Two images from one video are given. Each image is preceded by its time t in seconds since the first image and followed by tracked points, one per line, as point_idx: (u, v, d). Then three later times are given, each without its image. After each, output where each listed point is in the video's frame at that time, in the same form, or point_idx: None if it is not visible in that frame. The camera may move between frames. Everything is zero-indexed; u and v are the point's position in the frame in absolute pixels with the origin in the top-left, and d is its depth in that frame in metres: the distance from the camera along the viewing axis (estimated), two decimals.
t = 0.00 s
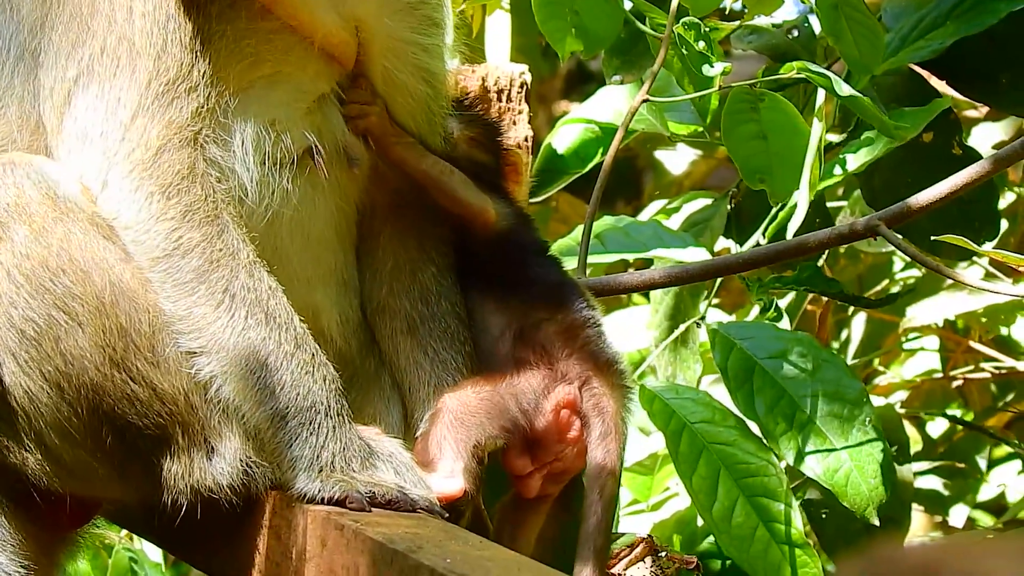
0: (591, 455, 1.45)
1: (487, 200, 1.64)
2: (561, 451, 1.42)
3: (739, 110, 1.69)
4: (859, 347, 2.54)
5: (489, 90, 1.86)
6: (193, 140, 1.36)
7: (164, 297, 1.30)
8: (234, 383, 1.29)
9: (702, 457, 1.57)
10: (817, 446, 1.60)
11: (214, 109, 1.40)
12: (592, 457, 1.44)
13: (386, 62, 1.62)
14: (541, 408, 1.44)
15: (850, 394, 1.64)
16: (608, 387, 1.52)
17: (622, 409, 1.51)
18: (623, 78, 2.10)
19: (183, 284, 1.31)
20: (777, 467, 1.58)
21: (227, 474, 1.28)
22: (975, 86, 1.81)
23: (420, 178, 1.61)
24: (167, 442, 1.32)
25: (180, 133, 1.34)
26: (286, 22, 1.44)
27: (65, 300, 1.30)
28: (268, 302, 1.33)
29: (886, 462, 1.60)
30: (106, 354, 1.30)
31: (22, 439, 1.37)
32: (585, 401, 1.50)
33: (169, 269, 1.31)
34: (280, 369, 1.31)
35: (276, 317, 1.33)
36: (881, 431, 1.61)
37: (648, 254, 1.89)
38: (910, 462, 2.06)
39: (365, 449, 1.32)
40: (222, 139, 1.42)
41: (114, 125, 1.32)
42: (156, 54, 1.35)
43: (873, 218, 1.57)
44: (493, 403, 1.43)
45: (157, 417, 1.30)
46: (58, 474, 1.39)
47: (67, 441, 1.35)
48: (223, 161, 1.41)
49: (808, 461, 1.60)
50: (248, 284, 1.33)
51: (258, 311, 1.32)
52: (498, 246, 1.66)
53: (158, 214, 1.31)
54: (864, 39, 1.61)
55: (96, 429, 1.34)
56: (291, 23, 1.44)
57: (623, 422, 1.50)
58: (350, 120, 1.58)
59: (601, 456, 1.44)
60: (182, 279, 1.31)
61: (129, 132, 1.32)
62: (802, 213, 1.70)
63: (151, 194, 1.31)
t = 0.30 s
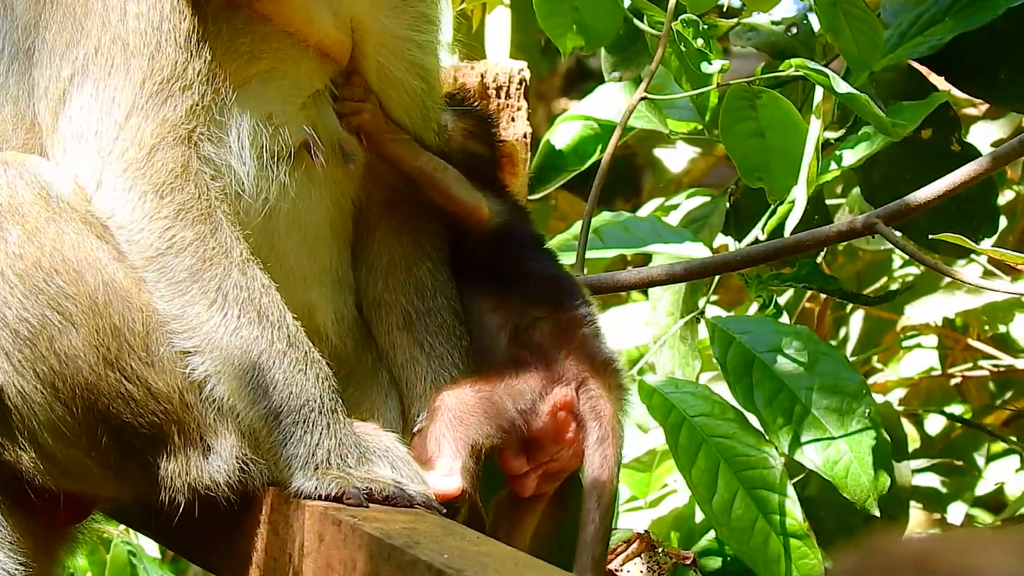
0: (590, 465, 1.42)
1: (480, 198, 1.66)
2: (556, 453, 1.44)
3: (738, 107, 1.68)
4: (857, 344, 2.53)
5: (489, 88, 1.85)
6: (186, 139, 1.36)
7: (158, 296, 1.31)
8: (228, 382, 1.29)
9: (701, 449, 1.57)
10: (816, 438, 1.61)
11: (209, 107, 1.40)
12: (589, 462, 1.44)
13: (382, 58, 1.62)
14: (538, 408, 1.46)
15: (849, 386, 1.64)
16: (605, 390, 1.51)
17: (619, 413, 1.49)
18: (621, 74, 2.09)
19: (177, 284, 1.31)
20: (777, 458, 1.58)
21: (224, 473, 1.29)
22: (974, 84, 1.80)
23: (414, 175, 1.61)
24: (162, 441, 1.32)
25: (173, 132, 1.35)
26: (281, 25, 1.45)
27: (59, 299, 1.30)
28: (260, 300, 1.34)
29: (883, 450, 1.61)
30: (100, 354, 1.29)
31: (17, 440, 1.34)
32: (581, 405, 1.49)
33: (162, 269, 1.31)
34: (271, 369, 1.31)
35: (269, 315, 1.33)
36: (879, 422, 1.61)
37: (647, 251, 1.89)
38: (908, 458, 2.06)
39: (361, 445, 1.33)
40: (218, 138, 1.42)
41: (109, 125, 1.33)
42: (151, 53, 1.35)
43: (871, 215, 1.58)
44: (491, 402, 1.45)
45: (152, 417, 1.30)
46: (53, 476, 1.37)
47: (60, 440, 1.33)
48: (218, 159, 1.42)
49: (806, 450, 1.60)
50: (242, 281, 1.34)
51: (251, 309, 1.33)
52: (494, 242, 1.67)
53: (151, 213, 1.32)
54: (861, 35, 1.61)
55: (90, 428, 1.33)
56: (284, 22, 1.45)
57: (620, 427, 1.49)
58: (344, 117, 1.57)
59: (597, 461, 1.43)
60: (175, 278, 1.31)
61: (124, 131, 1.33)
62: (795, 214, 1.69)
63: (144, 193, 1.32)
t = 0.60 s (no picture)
0: (591, 483, 1.40)
1: (478, 199, 1.67)
2: (552, 461, 1.49)
3: (737, 107, 1.68)
4: (858, 342, 2.53)
5: (488, 89, 1.86)
6: (188, 142, 1.37)
7: (156, 298, 1.31)
8: (227, 383, 1.30)
9: (698, 447, 1.58)
10: (813, 438, 1.60)
11: (215, 109, 1.41)
12: (590, 484, 1.41)
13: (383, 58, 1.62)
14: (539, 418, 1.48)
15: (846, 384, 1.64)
16: (604, 402, 1.51)
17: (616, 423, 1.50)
18: (621, 73, 2.10)
19: (175, 287, 1.32)
20: (773, 458, 1.58)
21: (225, 475, 1.28)
22: (973, 81, 1.81)
23: (411, 176, 1.61)
24: (163, 443, 1.31)
25: (174, 134, 1.36)
26: (290, 34, 1.46)
27: (55, 303, 1.30)
28: (259, 301, 1.34)
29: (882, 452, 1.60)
30: (98, 357, 1.29)
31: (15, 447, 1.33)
32: (581, 416, 1.50)
33: (160, 271, 1.32)
34: (269, 370, 1.32)
35: (266, 317, 1.34)
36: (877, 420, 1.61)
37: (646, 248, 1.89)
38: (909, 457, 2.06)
39: (359, 445, 1.34)
40: (223, 140, 1.43)
41: (112, 125, 1.33)
42: (162, 54, 1.35)
43: (870, 214, 1.58)
44: (493, 410, 1.45)
45: (152, 420, 1.30)
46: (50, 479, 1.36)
47: (59, 442, 1.31)
48: (220, 161, 1.43)
49: (803, 450, 1.59)
50: (241, 283, 1.34)
51: (249, 311, 1.33)
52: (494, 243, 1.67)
53: (149, 215, 1.32)
54: (860, 33, 1.61)
55: (90, 433, 1.31)
56: (304, 30, 1.47)
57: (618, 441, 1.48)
58: (342, 119, 1.57)
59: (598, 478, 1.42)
60: (173, 280, 1.32)
61: (126, 133, 1.33)
62: (801, 211, 1.72)
63: (142, 195, 1.32)
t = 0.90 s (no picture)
0: (586, 490, 1.44)
1: (481, 192, 1.64)
2: (539, 462, 1.50)
3: (740, 104, 1.68)
4: (861, 343, 2.53)
5: (490, 89, 1.86)
6: (192, 142, 1.37)
7: (155, 301, 1.31)
8: (227, 385, 1.30)
9: (701, 446, 1.57)
10: (816, 437, 1.60)
11: (220, 112, 1.42)
12: (582, 487, 1.45)
13: (383, 57, 1.62)
14: (534, 419, 1.49)
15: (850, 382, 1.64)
16: (595, 408, 1.53)
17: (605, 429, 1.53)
18: (624, 70, 2.11)
19: (175, 288, 1.31)
20: (776, 456, 1.58)
21: (225, 477, 1.28)
22: (976, 78, 1.80)
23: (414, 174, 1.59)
24: (164, 446, 1.31)
25: (177, 135, 1.35)
26: (300, 31, 1.50)
27: (53, 308, 1.29)
28: (257, 303, 1.34)
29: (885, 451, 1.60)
30: (96, 361, 1.29)
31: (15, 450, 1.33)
32: (572, 420, 1.52)
33: (159, 273, 1.31)
34: (268, 372, 1.31)
35: (265, 319, 1.33)
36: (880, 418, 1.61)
37: (650, 245, 1.89)
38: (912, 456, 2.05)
39: (360, 446, 1.33)
40: (228, 141, 1.44)
41: (118, 125, 1.33)
42: (172, 57, 1.35)
43: (872, 211, 1.57)
44: (493, 409, 1.45)
45: (151, 423, 1.29)
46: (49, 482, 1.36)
47: (59, 447, 1.31)
48: (223, 162, 1.43)
49: (807, 449, 1.59)
50: (241, 283, 1.34)
51: (248, 312, 1.33)
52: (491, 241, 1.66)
53: (149, 216, 1.32)
54: (861, 30, 1.61)
55: (90, 439, 1.31)
56: (314, 23, 1.52)
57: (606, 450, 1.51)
58: (344, 118, 1.59)
59: (588, 482, 1.46)
60: (172, 282, 1.31)
61: (129, 133, 1.33)
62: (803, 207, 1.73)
63: (143, 195, 1.32)
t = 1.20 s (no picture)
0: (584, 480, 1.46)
1: (482, 194, 1.63)
2: (545, 463, 1.49)
3: (741, 102, 1.67)
4: (862, 342, 2.52)
5: (490, 88, 1.86)
6: (194, 142, 1.37)
7: (157, 300, 1.31)
8: (229, 384, 1.30)
9: (703, 441, 1.57)
10: (818, 430, 1.60)
11: (223, 112, 1.42)
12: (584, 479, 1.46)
13: (386, 57, 1.62)
14: (537, 418, 1.49)
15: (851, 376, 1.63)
16: (600, 407, 1.54)
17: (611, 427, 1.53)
18: (626, 70, 2.11)
19: (177, 287, 1.31)
20: (777, 451, 1.57)
21: (227, 476, 1.28)
22: (977, 76, 1.80)
23: (416, 176, 1.59)
24: (166, 445, 1.31)
25: (178, 135, 1.35)
26: (302, 33, 1.51)
27: (54, 308, 1.29)
28: (259, 303, 1.34)
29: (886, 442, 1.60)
30: (97, 361, 1.29)
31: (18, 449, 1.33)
32: (576, 419, 1.52)
33: (161, 272, 1.31)
34: (270, 371, 1.31)
35: (267, 318, 1.33)
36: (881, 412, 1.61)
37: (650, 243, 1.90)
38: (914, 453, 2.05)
39: (362, 445, 1.33)
40: (230, 141, 1.44)
41: (120, 124, 1.33)
42: (175, 58, 1.36)
43: (875, 208, 1.57)
44: (493, 408, 1.45)
45: (153, 422, 1.29)
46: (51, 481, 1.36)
47: (61, 447, 1.32)
48: (225, 162, 1.43)
49: (808, 442, 1.60)
50: (242, 283, 1.34)
51: (250, 312, 1.33)
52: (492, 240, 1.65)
53: (150, 215, 1.32)
54: (863, 28, 1.60)
55: (91, 438, 1.31)
56: (316, 29, 1.53)
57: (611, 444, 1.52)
58: (345, 119, 1.59)
59: (591, 478, 1.46)
60: (174, 282, 1.31)
61: (131, 132, 1.33)
62: (802, 205, 1.78)
63: (144, 194, 1.32)
